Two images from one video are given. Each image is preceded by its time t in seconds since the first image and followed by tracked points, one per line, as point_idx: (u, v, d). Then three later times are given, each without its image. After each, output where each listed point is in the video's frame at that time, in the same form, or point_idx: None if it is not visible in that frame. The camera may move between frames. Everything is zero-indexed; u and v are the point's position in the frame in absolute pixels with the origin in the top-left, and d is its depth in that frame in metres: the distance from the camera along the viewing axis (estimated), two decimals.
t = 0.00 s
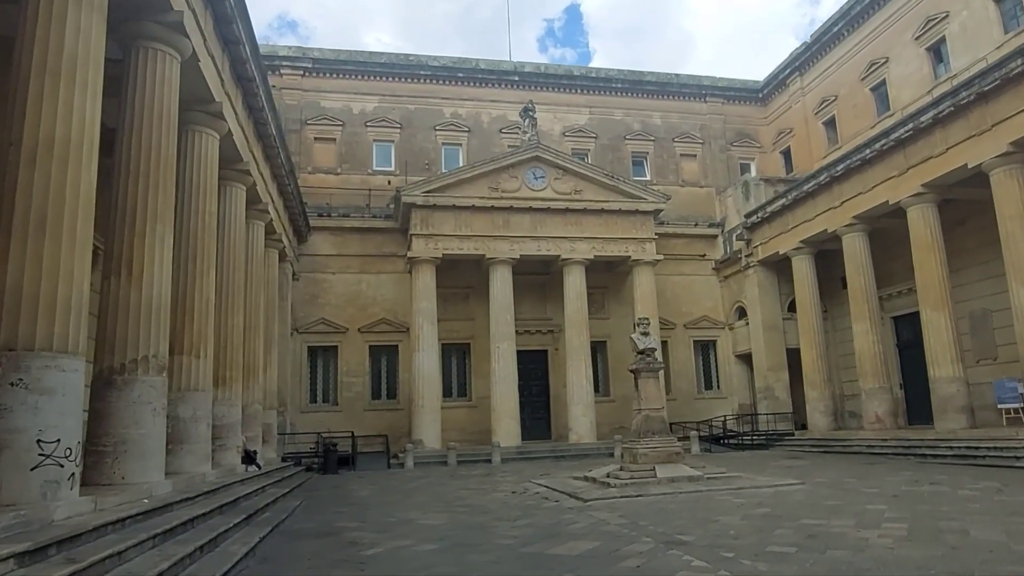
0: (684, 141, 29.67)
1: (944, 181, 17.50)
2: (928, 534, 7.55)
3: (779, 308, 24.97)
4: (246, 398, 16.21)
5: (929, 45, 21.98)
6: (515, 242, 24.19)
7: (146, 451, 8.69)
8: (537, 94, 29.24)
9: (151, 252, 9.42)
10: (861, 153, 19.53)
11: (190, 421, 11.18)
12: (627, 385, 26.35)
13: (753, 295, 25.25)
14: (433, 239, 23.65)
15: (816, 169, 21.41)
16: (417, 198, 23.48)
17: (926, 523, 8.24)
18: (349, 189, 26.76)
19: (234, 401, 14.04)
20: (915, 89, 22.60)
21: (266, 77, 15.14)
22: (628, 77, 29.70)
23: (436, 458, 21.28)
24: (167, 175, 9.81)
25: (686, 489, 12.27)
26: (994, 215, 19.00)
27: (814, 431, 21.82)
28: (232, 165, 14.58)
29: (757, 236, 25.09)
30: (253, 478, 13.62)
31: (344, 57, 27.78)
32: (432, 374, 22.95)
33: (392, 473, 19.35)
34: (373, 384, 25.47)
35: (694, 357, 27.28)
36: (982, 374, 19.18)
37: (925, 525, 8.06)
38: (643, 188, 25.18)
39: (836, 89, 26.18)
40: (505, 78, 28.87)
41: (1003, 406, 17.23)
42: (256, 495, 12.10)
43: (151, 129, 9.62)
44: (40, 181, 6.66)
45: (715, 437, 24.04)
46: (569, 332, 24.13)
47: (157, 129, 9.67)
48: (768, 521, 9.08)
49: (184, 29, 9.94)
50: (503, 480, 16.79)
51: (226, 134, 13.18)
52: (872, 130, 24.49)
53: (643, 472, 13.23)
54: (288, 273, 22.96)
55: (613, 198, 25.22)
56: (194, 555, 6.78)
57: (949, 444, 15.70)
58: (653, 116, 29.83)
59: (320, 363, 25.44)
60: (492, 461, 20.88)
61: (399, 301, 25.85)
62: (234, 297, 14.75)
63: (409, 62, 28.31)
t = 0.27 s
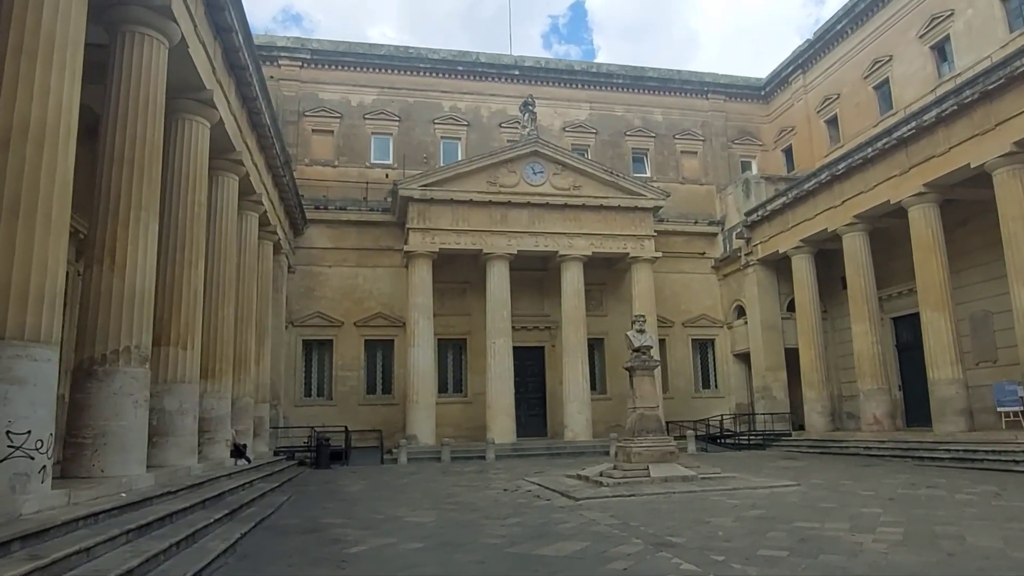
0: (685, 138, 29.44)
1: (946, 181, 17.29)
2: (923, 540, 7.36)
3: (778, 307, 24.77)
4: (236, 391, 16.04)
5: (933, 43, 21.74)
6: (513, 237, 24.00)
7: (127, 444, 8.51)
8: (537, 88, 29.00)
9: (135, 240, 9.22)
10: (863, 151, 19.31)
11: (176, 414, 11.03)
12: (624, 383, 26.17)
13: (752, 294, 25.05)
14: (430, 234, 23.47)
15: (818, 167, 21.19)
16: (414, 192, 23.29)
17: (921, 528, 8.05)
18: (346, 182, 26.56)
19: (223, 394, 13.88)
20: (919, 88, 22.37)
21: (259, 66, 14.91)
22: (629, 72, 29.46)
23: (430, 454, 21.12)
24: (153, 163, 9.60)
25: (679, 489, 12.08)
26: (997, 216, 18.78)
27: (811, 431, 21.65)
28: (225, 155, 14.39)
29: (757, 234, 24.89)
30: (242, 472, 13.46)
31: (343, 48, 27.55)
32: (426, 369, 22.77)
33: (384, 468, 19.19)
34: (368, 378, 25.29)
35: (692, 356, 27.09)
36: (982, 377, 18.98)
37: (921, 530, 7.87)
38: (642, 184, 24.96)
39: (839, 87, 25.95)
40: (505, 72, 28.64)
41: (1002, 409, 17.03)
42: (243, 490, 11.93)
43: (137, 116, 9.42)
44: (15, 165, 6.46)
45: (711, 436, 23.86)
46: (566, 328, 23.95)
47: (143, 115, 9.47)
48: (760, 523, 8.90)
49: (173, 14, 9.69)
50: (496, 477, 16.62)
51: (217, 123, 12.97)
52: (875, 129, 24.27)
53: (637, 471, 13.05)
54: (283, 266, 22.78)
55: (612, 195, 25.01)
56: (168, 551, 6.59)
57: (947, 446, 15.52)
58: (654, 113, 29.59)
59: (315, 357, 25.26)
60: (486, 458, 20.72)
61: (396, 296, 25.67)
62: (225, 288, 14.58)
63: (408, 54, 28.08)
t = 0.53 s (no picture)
0: (684, 132, 29.21)
1: (947, 178, 17.10)
2: (915, 542, 7.20)
3: (775, 304, 24.59)
4: (224, 381, 15.88)
5: (936, 39, 21.52)
6: (509, 230, 23.81)
7: (106, 433, 8.32)
8: (535, 80, 28.75)
9: (117, 224, 8.93)
10: (863, 147, 19.11)
11: (159, 403, 10.86)
12: (619, 378, 26.01)
13: (749, 290, 24.88)
14: (425, 225, 23.28)
15: (817, 163, 20.99)
16: (409, 182, 23.10)
17: (914, 529, 7.90)
18: (342, 172, 26.34)
19: (211, 384, 13.71)
20: (920, 84, 22.16)
21: (252, 51, 14.67)
22: (629, 65, 29.21)
23: (422, 446, 20.97)
24: (137, 146, 9.33)
25: (670, 486, 11.93)
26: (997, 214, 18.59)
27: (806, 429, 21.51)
28: (215, 141, 14.18)
29: (755, 230, 24.70)
30: (228, 462, 13.29)
31: (340, 36, 27.30)
32: (420, 362, 22.60)
33: (375, 460, 19.04)
34: (361, 369, 25.12)
35: (687, 352, 26.93)
36: (979, 377, 18.83)
37: (913, 532, 7.71)
38: (640, 178, 24.75)
39: (841, 82, 25.72)
40: (503, 63, 28.39)
41: (999, 410, 16.88)
42: (228, 480, 11.76)
43: (121, 97, 9.16)
44: None
45: (706, 433, 23.71)
46: (560, 322, 23.78)
47: (127, 96, 9.20)
48: (750, 522, 8.75)
49: None
50: (487, 470, 16.46)
51: (207, 107, 12.74)
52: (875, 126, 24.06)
53: (628, 467, 12.89)
54: (276, 255, 22.58)
55: (609, 188, 24.80)
56: (140, 543, 6.42)
57: (942, 447, 15.37)
58: (653, 106, 29.35)
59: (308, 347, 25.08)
60: (478, 451, 20.57)
61: (390, 287, 25.48)
62: (213, 277, 14.40)
63: (406, 44, 27.82)
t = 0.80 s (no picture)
0: (684, 124, 29.00)
1: (947, 173, 16.92)
2: (905, 539, 7.06)
3: (773, 298, 24.43)
4: (214, 368, 15.75)
5: (940, 32, 21.28)
6: (505, 220, 23.64)
7: (84, 418, 8.18)
8: (535, 69, 28.52)
9: (98, 207, 8.72)
10: (864, 141, 18.90)
11: (144, 389, 10.74)
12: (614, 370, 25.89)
13: (747, 284, 24.71)
14: (421, 214, 23.11)
15: (817, 157, 20.77)
16: (405, 170, 22.91)
17: (905, 526, 7.76)
18: (338, 159, 26.15)
19: (199, 371, 13.59)
20: (923, 77, 21.93)
21: (244, 34, 14.44)
22: (629, 55, 28.95)
23: (415, 436, 20.87)
24: (121, 127, 9.13)
25: (661, 479, 11.81)
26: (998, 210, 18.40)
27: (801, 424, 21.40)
28: (206, 125, 13.98)
29: (753, 223, 24.51)
30: (216, 450, 13.16)
31: (337, 22, 27.05)
32: (414, 351, 22.46)
33: (367, 450, 18.94)
34: (356, 358, 25.00)
35: (684, 345, 26.81)
36: (976, 374, 18.68)
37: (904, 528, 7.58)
38: (638, 169, 24.55)
39: (842, 75, 25.48)
40: (502, 51, 28.15)
41: (996, 407, 16.74)
42: (214, 468, 11.65)
43: (104, 77, 8.96)
44: None
45: (701, 426, 23.60)
46: (556, 313, 23.63)
47: (110, 76, 9.00)
48: (739, 517, 8.62)
49: None
50: (478, 461, 16.34)
51: (197, 90, 12.55)
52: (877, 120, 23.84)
53: (619, 460, 12.76)
54: (271, 243, 22.42)
55: (607, 179, 24.61)
56: (113, 530, 6.29)
57: (938, 443, 15.24)
58: (653, 97, 29.11)
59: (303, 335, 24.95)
60: (471, 442, 20.46)
61: (385, 276, 25.32)
62: (202, 263, 14.25)
63: (404, 30, 27.57)
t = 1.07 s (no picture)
0: (682, 115, 28.77)
1: (946, 166, 16.74)
2: (894, 536, 6.93)
3: (768, 291, 24.30)
4: (203, 355, 15.61)
5: (941, 24, 21.06)
6: (500, 209, 23.46)
7: (62, 404, 8.02)
8: (532, 57, 28.27)
9: (78, 189, 8.48)
10: (863, 133, 18.70)
11: (128, 375, 10.60)
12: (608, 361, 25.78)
13: (743, 276, 24.56)
14: (416, 202, 22.92)
15: (815, 149, 20.58)
16: (400, 158, 22.70)
17: (894, 522, 7.64)
18: (333, 146, 25.94)
19: (186, 358, 13.46)
20: (923, 70, 21.73)
21: (233, 16, 14.20)
22: (628, 44, 28.71)
23: (406, 426, 20.76)
24: (103, 107, 8.89)
25: (650, 472, 11.69)
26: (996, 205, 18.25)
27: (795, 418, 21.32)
28: (194, 108, 13.77)
29: (750, 216, 24.34)
30: (202, 437, 13.04)
31: (333, 7, 26.78)
32: (406, 341, 22.32)
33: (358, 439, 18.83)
34: (349, 347, 24.87)
35: (679, 337, 26.70)
36: (971, 369, 18.57)
37: (893, 525, 7.46)
38: (635, 159, 24.35)
39: (842, 67, 25.26)
40: (500, 39, 27.89)
41: (990, 403, 16.64)
42: (199, 456, 11.52)
43: (84, 55, 8.68)
44: None
45: (695, 419, 23.51)
46: (550, 304, 23.49)
47: (92, 55, 8.73)
48: (726, 511, 8.50)
49: None
50: (469, 452, 16.24)
51: (184, 72, 12.32)
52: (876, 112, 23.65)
53: (608, 452, 12.65)
54: (263, 229, 22.23)
55: (603, 169, 24.41)
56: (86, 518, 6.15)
57: (931, 439, 15.14)
58: (652, 87, 28.87)
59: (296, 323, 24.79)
60: (463, 432, 20.36)
61: (380, 265, 25.16)
62: (190, 249, 14.08)
63: (401, 16, 27.29)
